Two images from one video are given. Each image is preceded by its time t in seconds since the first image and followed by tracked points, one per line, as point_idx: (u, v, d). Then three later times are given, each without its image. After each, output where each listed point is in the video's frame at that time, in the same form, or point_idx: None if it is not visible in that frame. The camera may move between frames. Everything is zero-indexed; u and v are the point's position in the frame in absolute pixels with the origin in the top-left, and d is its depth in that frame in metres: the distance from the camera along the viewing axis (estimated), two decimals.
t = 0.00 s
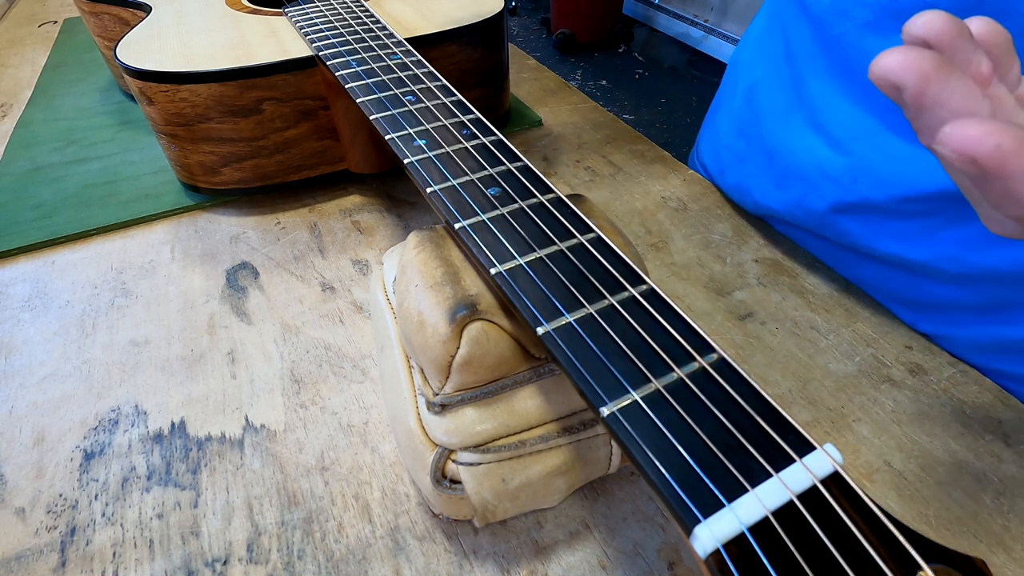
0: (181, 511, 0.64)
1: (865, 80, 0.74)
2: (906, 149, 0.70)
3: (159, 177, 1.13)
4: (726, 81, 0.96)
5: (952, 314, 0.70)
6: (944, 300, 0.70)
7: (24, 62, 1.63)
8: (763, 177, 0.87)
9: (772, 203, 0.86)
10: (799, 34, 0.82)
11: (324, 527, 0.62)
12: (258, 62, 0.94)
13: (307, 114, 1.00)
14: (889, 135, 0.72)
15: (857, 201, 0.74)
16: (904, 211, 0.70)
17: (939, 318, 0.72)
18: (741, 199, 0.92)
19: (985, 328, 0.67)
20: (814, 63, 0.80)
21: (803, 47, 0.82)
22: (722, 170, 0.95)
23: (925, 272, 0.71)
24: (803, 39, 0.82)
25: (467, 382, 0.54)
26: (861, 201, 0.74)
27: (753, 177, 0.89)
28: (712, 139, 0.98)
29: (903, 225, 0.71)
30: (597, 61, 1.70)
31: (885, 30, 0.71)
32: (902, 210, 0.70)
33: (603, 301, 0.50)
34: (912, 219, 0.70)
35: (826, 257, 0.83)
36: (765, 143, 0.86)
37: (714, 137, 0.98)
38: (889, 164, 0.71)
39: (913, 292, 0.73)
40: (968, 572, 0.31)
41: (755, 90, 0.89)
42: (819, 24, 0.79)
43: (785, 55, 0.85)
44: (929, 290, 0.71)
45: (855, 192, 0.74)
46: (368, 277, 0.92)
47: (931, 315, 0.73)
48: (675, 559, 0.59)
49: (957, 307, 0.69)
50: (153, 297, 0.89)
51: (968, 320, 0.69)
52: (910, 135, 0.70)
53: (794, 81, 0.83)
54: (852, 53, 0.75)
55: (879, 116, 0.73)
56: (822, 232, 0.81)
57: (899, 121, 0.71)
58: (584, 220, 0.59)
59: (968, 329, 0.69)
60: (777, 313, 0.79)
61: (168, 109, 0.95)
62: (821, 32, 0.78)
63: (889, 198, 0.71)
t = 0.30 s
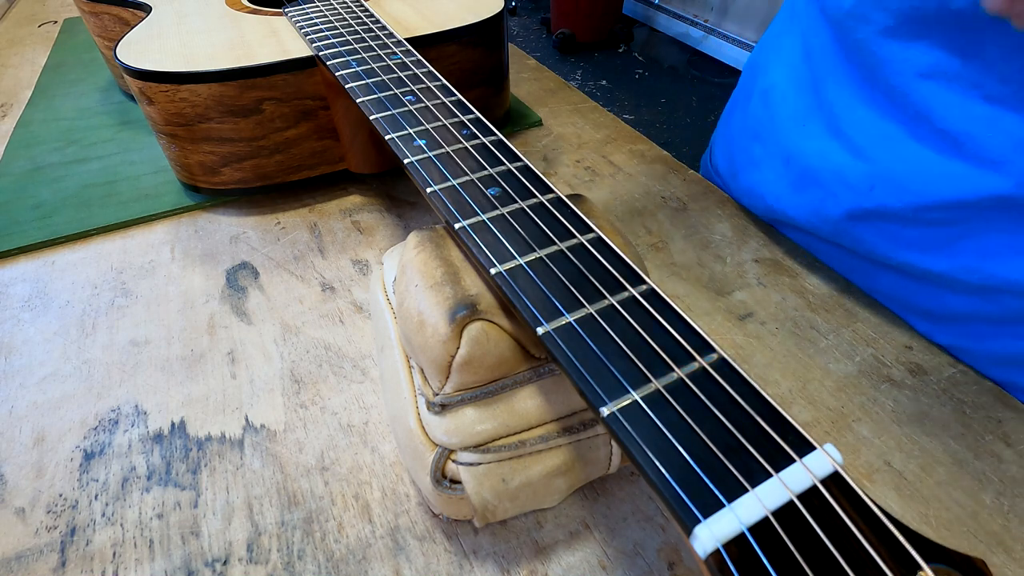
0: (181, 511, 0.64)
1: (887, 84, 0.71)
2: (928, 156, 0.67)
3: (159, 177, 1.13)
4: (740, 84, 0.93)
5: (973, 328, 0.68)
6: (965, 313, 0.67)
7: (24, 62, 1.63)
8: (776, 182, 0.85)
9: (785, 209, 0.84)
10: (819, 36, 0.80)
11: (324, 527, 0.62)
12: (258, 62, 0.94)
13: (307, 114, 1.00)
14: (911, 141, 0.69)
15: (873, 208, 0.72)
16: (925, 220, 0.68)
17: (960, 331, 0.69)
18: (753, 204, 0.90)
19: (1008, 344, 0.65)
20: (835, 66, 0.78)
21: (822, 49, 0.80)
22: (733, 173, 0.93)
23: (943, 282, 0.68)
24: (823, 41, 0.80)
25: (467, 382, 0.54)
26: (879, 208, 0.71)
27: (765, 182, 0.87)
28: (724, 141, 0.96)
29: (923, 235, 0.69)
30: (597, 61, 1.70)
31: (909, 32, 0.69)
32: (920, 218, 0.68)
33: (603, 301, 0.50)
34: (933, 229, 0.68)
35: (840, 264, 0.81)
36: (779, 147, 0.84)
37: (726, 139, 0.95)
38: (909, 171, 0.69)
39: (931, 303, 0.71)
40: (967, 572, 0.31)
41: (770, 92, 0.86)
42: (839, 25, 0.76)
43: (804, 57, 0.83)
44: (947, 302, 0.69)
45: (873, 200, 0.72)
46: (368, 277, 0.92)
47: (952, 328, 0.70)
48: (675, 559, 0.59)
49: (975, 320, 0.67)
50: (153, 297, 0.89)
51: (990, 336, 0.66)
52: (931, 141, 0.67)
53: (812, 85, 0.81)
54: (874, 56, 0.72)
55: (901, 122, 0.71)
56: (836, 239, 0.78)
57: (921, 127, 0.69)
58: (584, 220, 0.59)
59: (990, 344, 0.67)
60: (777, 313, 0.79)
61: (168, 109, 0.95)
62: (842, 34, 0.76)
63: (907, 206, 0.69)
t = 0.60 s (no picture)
0: (181, 511, 0.64)
1: (899, 89, 0.71)
2: (939, 162, 0.67)
3: (159, 177, 1.13)
4: (749, 87, 0.93)
5: (981, 336, 0.67)
6: (973, 320, 0.67)
7: (24, 62, 1.63)
8: (784, 186, 0.84)
9: (793, 213, 0.83)
10: (830, 39, 0.80)
11: (324, 527, 0.62)
12: (258, 62, 0.94)
13: (307, 114, 1.00)
14: (922, 147, 0.69)
15: (883, 213, 0.71)
16: (936, 226, 0.68)
17: (968, 338, 0.69)
18: (760, 207, 0.89)
19: (1016, 352, 0.64)
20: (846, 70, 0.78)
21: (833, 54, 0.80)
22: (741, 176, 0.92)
23: (952, 289, 0.68)
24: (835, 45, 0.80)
25: (467, 382, 0.54)
26: (889, 213, 0.71)
27: (773, 185, 0.86)
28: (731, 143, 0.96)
29: (933, 241, 0.68)
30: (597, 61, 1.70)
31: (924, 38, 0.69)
32: (931, 224, 0.68)
33: (603, 302, 0.50)
34: (943, 235, 0.67)
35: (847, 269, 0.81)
36: (788, 150, 0.84)
37: (734, 142, 0.95)
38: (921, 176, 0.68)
39: (940, 310, 0.70)
40: (967, 572, 0.31)
41: (779, 95, 0.86)
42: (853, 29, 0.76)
43: (814, 60, 0.82)
44: (956, 309, 0.69)
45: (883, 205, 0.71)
46: (368, 277, 0.92)
47: (959, 334, 0.69)
48: (675, 559, 0.59)
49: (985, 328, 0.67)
50: (153, 297, 0.89)
51: (997, 343, 0.66)
52: (944, 147, 0.67)
53: (823, 88, 0.81)
54: (887, 59, 0.73)
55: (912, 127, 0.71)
56: (845, 244, 0.78)
57: (933, 132, 0.69)
58: (584, 220, 0.59)
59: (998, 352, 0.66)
60: (777, 313, 0.79)
61: (168, 109, 0.95)
62: (855, 38, 0.76)
63: (918, 211, 0.68)
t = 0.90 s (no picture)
0: (181, 511, 0.64)
1: (895, 92, 0.71)
2: (935, 166, 0.67)
3: (159, 176, 1.13)
4: (742, 88, 0.93)
5: (979, 341, 0.68)
6: (971, 325, 0.67)
7: (24, 62, 1.63)
8: (780, 189, 0.84)
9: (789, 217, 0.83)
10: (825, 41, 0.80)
11: (324, 527, 0.62)
12: (258, 62, 0.94)
13: (307, 114, 1.00)
14: (917, 151, 0.69)
15: (881, 218, 0.71)
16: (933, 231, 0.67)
17: (965, 343, 0.69)
18: (756, 211, 0.90)
19: (1015, 357, 0.65)
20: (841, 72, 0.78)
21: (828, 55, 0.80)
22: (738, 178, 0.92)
23: (950, 293, 0.68)
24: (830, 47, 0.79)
25: (467, 382, 0.54)
26: (886, 218, 0.71)
27: (768, 189, 0.86)
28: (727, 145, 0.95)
29: (930, 247, 0.68)
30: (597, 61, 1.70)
31: (917, 39, 0.68)
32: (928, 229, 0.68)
33: (603, 301, 0.50)
34: (940, 240, 0.67)
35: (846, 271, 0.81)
36: (783, 153, 0.83)
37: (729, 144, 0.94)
38: (917, 181, 0.68)
39: (939, 313, 0.70)
40: (968, 572, 0.31)
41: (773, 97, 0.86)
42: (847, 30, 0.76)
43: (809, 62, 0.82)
44: (955, 312, 0.69)
45: (880, 210, 0.71)
46: (368, 277, 0.92)
47: (959, 337, 0.70)
48: (675, 559, 0.59)
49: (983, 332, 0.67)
50: (153, 297, 0.89)
51: (995, 350, 0.66)
52: (940, 151, 0.67)
53: (819, 90, 0.80)
54: (883, 62, 0.72)
55: (907, 131, 0.71)
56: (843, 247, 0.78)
57: (929, 137, 0.68)
58: (584, 220, 0.59)
59: (996, 358, 0.67)
60: (777, 313, 0.79)
61: (168, 109, 0.95)
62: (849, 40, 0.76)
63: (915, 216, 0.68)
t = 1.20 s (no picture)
0: (181, 511, 0.64)
1: (887, 95, 0.71)
2: (929, 169, 0.67)
3: (159, 176, 1.13)
4: (740, 89, 0.93)
5: (978, 343, 0.68)
6: (969, 327, 0.67)
7: (24, 62, 1.63)
8: (779, 191, 0.84)
9: (787, 220, 0.84)
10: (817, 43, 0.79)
11: (324, 527, 0.62)
12: (258, 62, 0.94)
13: (307, 114, 1.00)
14: (911, 154, 0.69)
15: (878, 221, 0.71)
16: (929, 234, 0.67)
17: (965, 344, 0.69)
18: (754, 214, 0.90)
19: (1014, 357, 0.65)
20: (834, 75, 0.78)
21: (821, 58, 0.80)
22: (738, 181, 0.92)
23: (948, 295, 0.68)
24: (823, 49, 0.79)
25: (467, 382, 0.54)
26: (882, 222, 0.71)
27: (766, 193, 0.87)
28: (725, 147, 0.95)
29: (926, 249, 0.68)
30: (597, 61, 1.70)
31: (908, 40, 0.68)
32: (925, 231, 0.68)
33: (603, 301, 0.50)
34: (936, 242, 0.67)
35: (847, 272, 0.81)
36: (780, 156, 0.83)
37: (727, 146, 0.95)
38: (913, 184, 0.68)
39: (939, 315, 0.70)
40: (967, 572, 0.31)
41: (769, 100, 0.86)
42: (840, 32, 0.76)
43: (804, 65, 0.82)
44: (954, 314, 0.68)
45: (876, 213, 0.72)
46: (368, 277, 0.92)
47: (958, 338, 0.70)
48: (675, 559, 0.59)
49: (981, 333, 0.67)
50: (153, 297, 0.89)
51: (994, 351, 0.66)
52: (934, 153, 0.67)
53: (814, 93, 0.80)
54: (875, 64, 0.72)
55: (901, 133, 0.70)
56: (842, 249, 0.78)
57: (923, 139, 0.68)
58: (584, 220, 0.59)
59: (995, 359, 0.66)
60: (777, 313, 0.79)
61: (168, 109, 0.95)
62: (841, 42, 0.76)
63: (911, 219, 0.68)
